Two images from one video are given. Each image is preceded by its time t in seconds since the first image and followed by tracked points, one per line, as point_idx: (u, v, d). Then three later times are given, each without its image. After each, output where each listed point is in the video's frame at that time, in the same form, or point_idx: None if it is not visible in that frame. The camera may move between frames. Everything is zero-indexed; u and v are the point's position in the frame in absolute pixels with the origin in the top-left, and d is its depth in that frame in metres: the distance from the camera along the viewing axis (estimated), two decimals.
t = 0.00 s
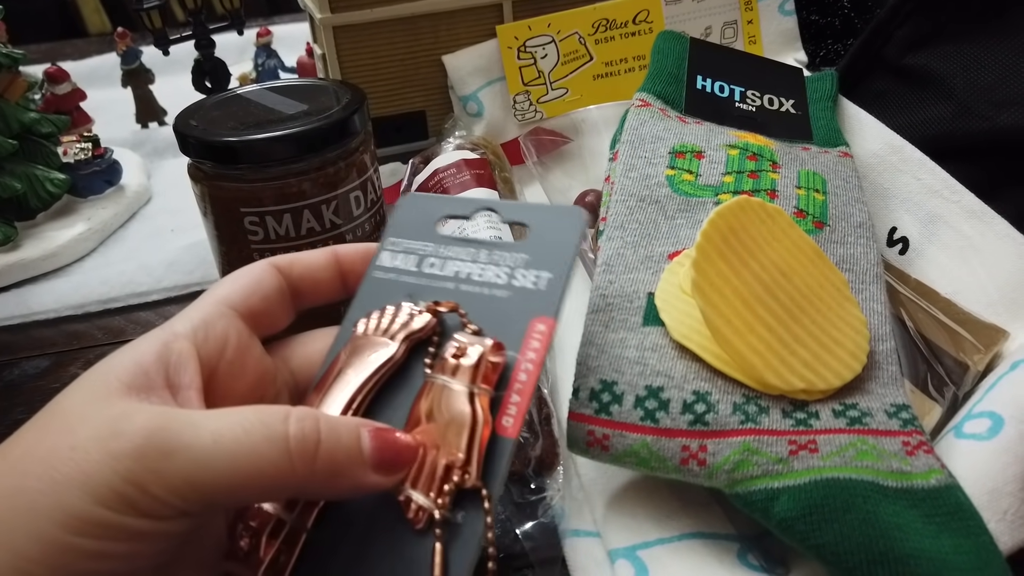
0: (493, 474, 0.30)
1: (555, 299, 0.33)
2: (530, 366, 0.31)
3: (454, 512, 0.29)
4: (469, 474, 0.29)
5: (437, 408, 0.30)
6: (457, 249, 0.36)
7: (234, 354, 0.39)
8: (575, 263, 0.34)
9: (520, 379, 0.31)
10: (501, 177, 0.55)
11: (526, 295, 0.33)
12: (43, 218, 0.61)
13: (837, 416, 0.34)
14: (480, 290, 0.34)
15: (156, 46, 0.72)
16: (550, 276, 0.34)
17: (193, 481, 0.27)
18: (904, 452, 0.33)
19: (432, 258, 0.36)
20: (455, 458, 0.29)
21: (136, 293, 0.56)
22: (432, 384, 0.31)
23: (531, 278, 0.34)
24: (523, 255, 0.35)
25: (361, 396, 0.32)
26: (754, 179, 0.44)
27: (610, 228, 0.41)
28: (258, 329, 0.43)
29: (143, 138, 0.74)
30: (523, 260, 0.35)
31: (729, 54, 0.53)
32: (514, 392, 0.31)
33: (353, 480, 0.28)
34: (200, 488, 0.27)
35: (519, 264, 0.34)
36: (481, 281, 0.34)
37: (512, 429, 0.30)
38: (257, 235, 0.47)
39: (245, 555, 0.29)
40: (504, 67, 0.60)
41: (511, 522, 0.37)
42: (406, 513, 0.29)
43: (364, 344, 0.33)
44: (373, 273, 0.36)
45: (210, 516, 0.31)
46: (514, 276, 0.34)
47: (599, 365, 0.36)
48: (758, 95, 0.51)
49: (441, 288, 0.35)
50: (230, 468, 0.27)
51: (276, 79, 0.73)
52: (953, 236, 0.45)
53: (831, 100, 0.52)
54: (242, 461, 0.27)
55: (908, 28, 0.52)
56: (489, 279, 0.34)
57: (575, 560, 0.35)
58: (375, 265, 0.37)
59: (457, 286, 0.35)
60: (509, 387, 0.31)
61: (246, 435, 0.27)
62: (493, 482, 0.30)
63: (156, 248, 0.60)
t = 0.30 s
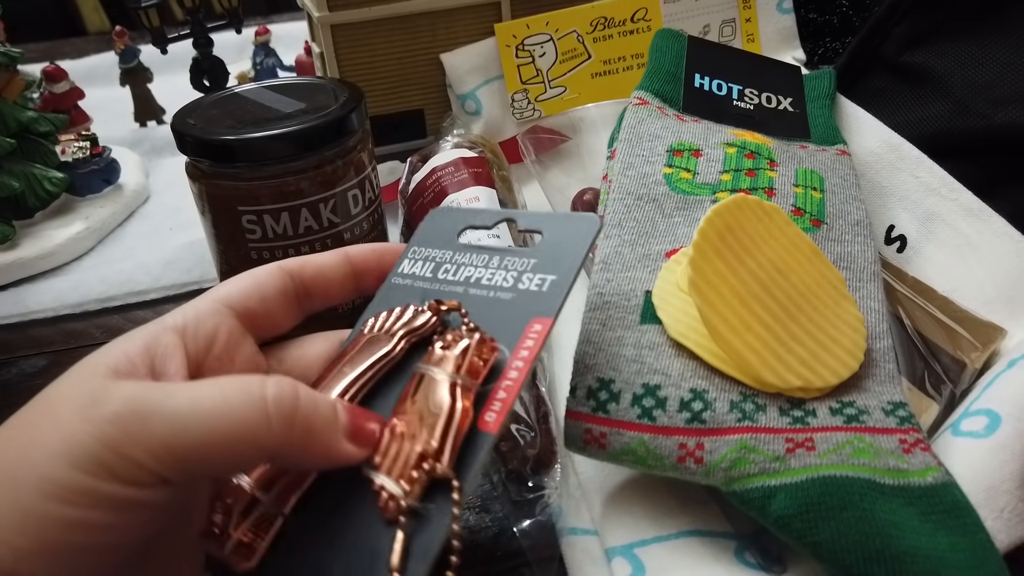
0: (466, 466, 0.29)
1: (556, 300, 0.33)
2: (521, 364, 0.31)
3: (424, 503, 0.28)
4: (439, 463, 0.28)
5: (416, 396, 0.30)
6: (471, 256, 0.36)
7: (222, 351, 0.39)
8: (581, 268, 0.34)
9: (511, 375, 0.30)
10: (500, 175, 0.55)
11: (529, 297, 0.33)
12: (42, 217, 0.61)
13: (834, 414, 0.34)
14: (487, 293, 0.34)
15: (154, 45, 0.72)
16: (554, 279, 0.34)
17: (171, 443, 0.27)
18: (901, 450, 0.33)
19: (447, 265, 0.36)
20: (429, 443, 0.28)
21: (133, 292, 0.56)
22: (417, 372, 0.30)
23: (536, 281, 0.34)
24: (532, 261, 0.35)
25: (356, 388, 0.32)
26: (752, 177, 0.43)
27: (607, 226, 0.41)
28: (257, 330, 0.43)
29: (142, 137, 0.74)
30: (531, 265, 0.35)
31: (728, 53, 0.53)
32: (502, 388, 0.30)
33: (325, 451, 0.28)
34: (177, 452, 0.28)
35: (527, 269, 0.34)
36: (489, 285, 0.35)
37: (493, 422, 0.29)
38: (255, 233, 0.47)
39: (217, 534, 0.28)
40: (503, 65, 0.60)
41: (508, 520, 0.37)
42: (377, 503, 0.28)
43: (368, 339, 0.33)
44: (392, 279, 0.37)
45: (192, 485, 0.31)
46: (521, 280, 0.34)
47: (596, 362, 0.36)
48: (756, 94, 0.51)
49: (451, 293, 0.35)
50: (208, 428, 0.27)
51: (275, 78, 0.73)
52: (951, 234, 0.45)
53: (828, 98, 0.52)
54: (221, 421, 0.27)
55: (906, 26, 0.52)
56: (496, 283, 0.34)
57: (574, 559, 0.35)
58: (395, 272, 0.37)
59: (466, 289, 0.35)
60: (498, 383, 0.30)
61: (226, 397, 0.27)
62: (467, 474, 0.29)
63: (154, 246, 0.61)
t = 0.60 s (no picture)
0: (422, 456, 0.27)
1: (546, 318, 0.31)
2: (500, 370, 0.29)
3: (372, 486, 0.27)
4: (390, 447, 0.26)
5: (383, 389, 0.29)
6: (478, 280, 0.35)
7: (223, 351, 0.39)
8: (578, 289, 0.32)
9: (486, 380, 0.29)
10: (498, 173, 0.54)
11: (522, 314, 0.31)
12: (39, 216, 0.60)
13: (833, 413, 0.34)
14: (484, 312, 0.32)
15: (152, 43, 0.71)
16: (551, 300, 0.32)
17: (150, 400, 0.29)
18: (901, 449, 0.33)
19: (452, 288, 0.35)
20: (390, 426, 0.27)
21: (131, 291, 0.55)
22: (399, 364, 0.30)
23: (533, 301, 0.32)
24: (534, 284, 0.33)
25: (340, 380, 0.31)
26: (751, 175, 0.43)
27: (606, 224, 0.41)
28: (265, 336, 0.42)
29: (140, 136, 0.74)
30: (532, 287, 0.33)
31: (727, 50, 0.52)
32: (475, 391, 0.28)
33: (297, 386, 0.29)
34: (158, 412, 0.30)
35: (527, 291, 0.33)
36: (486, 305, 0.33)
37: (459, 419, 0.27)
38: (252, 232, 0.47)
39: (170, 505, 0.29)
40: (501, 63, 0.60)
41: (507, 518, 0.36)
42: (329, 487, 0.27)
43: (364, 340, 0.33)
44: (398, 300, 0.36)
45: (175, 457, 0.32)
46: (518, 300, 0.32)
47: (595, 361, 0.36)
48: (755, 91, 0.51)
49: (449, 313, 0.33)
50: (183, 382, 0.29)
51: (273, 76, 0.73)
52: (950, 231, 0.45)
53: (827, 95, 0.52)
54: (191, 371, 0.29)
55: (905, 24, 0.52)
56: (494, 302, 0.33)
57: (574, 558, 0.36)
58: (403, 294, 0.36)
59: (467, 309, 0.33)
60: (473, 387, 0.29)
61: (196, 350, 0.29)
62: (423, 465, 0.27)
63: (152, 245, 0.60)
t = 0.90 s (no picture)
0: (310, 444, 0.25)
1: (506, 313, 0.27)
2: (435, 360, 0.25)
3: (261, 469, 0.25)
4: (278, 431, 0.25)
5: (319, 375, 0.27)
6: (488, 288, 0.32)
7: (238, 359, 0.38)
8: (558, 281, 0.27)
9: (419, 371, 0.25)
10: (503, 161, 0.54)
11: (496, 310, 0.27)
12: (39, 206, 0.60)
13: (846, 402, 0.33)
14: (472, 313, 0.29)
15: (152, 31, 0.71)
16: (525, 294, 0.27)
17: (133, 340, 0.34)
18: (916, 438, 0.32)
19: (465, 297, 0.32)
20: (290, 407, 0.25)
21: (132, 281, 0.55)
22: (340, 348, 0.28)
23: (514, 298, 0.28)
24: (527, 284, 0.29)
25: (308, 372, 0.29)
26: (760, 162, 0.42)
27: (614, 212, 0.40)
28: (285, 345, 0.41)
29: (140, 126, 0.73)
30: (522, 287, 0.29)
31: (733, 36, 0.52)
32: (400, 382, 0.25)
33: (269, 327, 0.34)
34: (162, 359, 0.35)
35: (516, 291, 0.29)
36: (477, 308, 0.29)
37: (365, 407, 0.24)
38: (254, 220, 0.46)
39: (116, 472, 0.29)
40: (505, 52, 0.59)
41: (513, 511, 0.37)
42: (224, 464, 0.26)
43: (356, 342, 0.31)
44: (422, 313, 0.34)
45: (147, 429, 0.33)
46: (503, 300, 0.28)
47: (603, 350, 0.35)
48: (764, 78, 0.50)
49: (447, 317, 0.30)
50: (171, 328, 0.34)
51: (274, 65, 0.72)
52: (962, 219, 0.45)
53: (837, 81, 0.51)
54: (179, 316, 0.34)
55: (914, 10, 0.52)
56: (485, 304, 0.29)
57: (582, 548, 0.35)
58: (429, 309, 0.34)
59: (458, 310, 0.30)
60: (407, 376, 0.25)
61: (179, 302, 0.35)
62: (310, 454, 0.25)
63: (153, 235, 0.60)
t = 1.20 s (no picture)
0: (309, 445, 0.25)
1: (511, 315, 0.27)
2: (438, 363, 0.25)
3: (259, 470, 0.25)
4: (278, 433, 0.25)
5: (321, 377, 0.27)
6: (496, 284, 0.32)
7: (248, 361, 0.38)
8: (567, 286, 0.27)
9: (423, 371, 0.25)
10: (507, 150, 0.53)
11: (504, 310, 0.28)
12: (37, 195, 0.59)
13: (858, 394, 0.33)
14: (477, 310, 0.29)
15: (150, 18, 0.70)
16: (534, 295, 0.27)
17: (132, 328, 0.33)
18: (927, 431, 0.32)
19: (471, 292, 0.32)
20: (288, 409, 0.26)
21: (131, 271, 0.54)
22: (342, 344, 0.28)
23: (521, 297, 0.28)
24: (535, 283, 0.29)
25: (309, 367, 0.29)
26: (769, 150, 0.42)
27: (620, 202, 0.40)
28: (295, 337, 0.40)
29: (138, 115, 0.72)
30: (530, 286, 0.29)
31: (742, 23, 0.50)
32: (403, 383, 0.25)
33: (271, 316, 0.33)
34: (160, 345, 0.34)
35: (524, 290, 0.29)
36: (483, 304, 0.29)
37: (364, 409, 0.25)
38: (255, 210, 0.45)
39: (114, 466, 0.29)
40: (509, 39, 0.58)
41: (518, 504, 0.36)
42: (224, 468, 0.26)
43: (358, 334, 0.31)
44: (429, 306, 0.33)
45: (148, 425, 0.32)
46: (510, 299, 0.28)
47: (610, 342, 0.35)
48: (773, 65, 0.49)
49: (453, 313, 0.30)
50: (170, 315, 0.34)
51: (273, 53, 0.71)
52: (972, 210, 0.44)
53: (846, 69, 0.50)
54: (179, 303, 0.34)
55: None
56: (491, 302, 0.29)
57: (587, 542, 0.35)
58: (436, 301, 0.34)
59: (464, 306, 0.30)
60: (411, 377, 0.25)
61: (178, 289, 0.34)
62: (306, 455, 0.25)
63: (151, 226, 0.59)
